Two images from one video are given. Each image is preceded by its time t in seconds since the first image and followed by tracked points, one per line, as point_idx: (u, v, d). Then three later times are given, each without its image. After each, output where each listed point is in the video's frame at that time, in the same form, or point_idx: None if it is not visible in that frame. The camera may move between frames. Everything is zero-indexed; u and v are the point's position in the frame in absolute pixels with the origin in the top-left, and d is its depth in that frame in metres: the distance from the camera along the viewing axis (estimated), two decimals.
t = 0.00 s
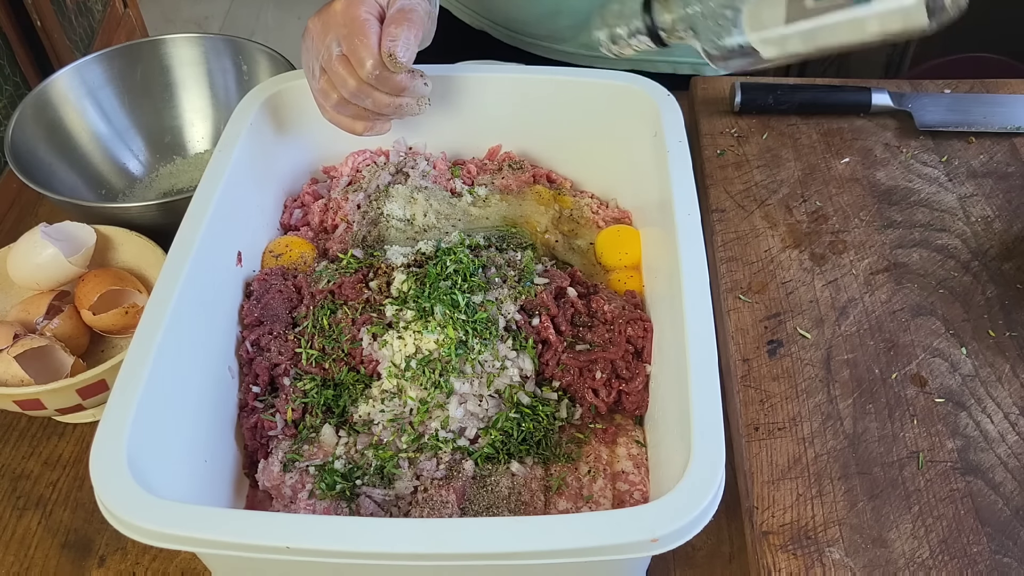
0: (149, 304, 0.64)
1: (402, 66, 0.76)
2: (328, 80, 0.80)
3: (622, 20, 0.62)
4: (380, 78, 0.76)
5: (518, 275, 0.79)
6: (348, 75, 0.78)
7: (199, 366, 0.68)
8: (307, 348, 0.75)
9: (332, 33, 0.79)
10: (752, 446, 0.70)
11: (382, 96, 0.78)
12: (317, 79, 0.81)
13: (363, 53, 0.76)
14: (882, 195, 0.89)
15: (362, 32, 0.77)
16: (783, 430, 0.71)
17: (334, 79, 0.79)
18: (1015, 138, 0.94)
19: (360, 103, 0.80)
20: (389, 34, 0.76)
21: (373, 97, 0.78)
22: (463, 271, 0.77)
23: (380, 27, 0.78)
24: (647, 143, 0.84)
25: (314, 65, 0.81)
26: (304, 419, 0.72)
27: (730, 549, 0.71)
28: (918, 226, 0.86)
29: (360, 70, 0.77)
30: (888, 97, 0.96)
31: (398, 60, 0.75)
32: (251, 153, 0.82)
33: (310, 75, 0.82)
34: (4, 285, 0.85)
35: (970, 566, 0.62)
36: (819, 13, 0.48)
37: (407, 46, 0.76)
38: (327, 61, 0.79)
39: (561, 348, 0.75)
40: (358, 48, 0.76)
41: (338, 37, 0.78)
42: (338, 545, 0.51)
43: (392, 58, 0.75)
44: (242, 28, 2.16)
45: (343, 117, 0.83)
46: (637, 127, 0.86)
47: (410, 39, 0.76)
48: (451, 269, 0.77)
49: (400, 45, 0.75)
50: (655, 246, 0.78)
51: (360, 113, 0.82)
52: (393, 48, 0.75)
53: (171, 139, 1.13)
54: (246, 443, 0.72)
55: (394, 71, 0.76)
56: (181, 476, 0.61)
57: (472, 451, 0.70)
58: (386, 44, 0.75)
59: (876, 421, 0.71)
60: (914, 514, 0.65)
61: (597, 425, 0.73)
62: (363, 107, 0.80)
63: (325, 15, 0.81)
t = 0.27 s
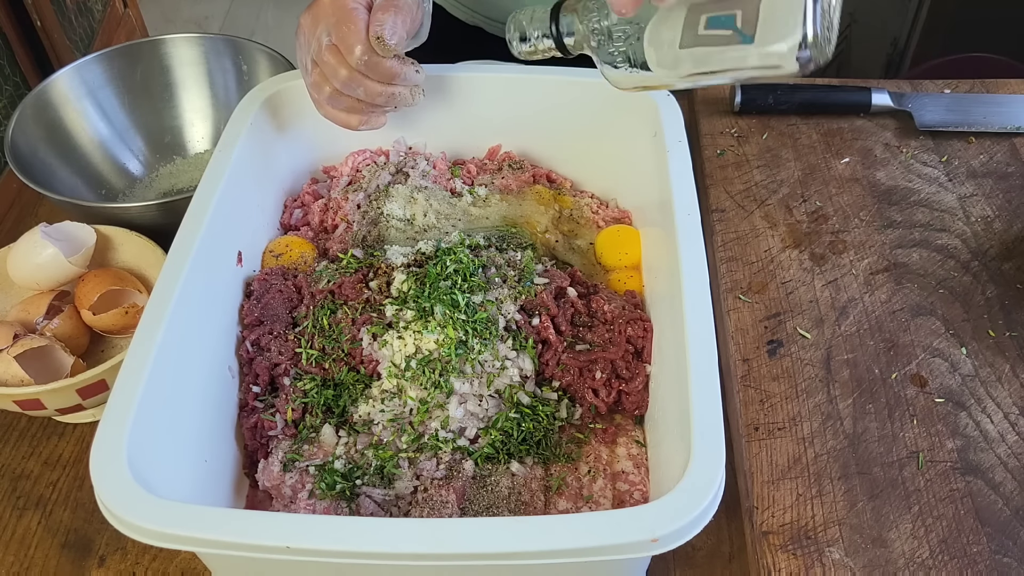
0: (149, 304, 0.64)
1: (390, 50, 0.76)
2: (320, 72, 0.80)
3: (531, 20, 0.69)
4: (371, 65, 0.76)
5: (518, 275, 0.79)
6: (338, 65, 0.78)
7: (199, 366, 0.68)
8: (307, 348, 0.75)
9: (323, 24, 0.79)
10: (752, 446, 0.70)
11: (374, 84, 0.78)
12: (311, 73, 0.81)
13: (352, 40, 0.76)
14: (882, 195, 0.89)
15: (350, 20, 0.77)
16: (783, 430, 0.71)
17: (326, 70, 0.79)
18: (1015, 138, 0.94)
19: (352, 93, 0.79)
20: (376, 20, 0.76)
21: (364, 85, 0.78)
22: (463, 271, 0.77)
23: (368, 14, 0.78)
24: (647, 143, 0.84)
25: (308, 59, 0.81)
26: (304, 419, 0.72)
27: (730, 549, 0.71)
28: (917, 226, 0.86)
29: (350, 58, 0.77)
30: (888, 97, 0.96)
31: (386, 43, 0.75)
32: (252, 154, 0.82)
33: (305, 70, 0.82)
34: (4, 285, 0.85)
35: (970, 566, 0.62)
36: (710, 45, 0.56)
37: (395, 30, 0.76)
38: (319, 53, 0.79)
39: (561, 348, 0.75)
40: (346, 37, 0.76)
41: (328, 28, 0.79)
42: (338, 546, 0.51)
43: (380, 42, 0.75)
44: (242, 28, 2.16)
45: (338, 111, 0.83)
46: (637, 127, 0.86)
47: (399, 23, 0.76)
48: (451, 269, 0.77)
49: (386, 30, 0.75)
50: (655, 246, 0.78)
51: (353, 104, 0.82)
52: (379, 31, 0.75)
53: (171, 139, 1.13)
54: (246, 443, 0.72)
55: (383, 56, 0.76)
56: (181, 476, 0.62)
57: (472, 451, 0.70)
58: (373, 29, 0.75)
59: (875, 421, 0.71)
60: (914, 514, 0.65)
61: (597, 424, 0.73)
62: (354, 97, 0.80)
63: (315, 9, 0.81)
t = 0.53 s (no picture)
0: (149, 304, 0.64)
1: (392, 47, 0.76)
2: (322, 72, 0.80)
3: None
4: (372, 64, 0.76)
5: (518, 275, 0.79)
6: (339, 65, 0.78)
7: (199, 366, 0.68)
8: (307, 348, 0.75)
9: (322, 24, 0.79)
10: (752, 446, 0.70)
11: (377, 83, 0.78)
12: (313, 75, 0.81)
13: (352, 39, 0.76)
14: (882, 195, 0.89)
15: (349, 19, 0.76)
16: (783, 430, 0.71)
17: (328, 70, 0.79)
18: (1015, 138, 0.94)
19: (354, 93, 0.79)
20: (375, 19, 0.75)
21: (366, 84, 0.78)
22: (463, 271, 0.77)
23: (367, 13, 0.77)
24: (647, 143, 0.84)
25: (309, 60, 0.82)
26: (304, 419, 0.72)
27: (730, 549, 0.71)
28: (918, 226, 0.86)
29: (351, 58, 0.77)
30: (888, 97, 0.96)
31: (387, 41, 0.75)
32: (252, 154, 0.82)
33: (306, 72, 0.83)
34: (4, 285, 0.85)
35: (970, 566, 0.62)
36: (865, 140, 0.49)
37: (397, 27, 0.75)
38: (320, 54, 0.79)
39: (561, 348, 0.75)
40: (346, 37, 0.76)
41: (327, 28, 0.79)
42: (337, 546, 0.51)
43: (381, 40, 0.75)
44: (242, 28, 2.16)
45: (341, 111, 0.83)
46: (637, 127, 0.86)
47: (400, 19, 0.76)
48: (451, 269, 0.77)
49: (388, 27, 0.75)
50: (655, 246, 0.78)
51: (356, 103, 0.81)
52: (379, 30, 0.75)
53: (171, 139, 1.13)
54: (247, 443, 0.72)
55: (386, 53, 0.76)
56: (181, 475, 0.62)
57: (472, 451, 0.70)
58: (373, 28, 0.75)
59: (876, 421, 0.71)
60: (914, 514, 0.65)
61: (597, 424, 0.73)
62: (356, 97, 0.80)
63: (314, 9, 0.81)
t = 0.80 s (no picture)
0: (149, 304, 0.64)
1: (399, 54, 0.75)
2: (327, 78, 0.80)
3: None
4: (378, 70, 0.76)
5: (518, 275, 0.79)
6: (345, 71, 0.78)
7: (199, 366, 0.68)
8: (307, 348, 0.75)
9: (327, 30, 0.79)
10: (752, 446, 0.70)
11: (384, 89, 0.78)
12: (317, 80, 0.81)
13: (358, 46, 0.76)
14: (883, 195, 0.89)
15: (354, 25, 0.76)
16: (783, 430, 0.71)
17: (333, 76, 0.79)
18: (1015, 138, 0.94)
19: (360, 98, 0.79)
20: (381, 25, 0.75)
21: (373, 90, 0.78)
22: (463, 271, 0.77)
23: (372, 19, 0.77)
24: (646, 143, 0.84)
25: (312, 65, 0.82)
26: (304, 419, 0.72)
27: (730, 549, 0.71)
28: (918, 226, 0.86)
29: (357, 64, 0.77)
30: (888, 97, 0.96)
31: (393, 48, 0.75)
32: (252, 154, 0.82)
33: (310, 77, 0.83)
34: (4, 285, 0.85)
35: (971, 566, 0.62)
36: None
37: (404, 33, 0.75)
38: (324, 60, 0.79)
39: (561, 348, 0.75)
40: (353, 43, 0.76)
41: (332, 34, 0.79)
42: (337, 546, 0.51)
43: (387, 47, 0.75)
44: (242, 28, 2.16)
45: (346, 115, 0.83)
46: (637, 127, 0.86)
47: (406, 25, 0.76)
48: (451, 269, 0.77)
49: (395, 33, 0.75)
50: (655, 245, 0.78)
51: (362, 108, 0.82)
52: (386, 36, 0.75)
53: (171, 139, 1.13)
54: (246, 443, 0.72)
55: (392, 59, 0.76)
56: (181, 475, 0.62)
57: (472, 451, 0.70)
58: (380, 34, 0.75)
59: (876, 421, 0.71)
60: (914, 514, 0.65)
61: (597, 425, 0.73)
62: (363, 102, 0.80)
63: (318, 14, 0.81)
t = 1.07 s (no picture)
0: (149, 304, 0.64)
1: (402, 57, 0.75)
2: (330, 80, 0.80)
3: None
4: (380, 74, 0.76)
5: (518, 275, 0.79)
6: (348, 75, 0.78)
7: (199, 366, 0.68)
8: (307, 348, 0.75)
9: (330, 33, 0.79)
10: (752, 446, 0.70)
11: (386, 93, 0.78)
12: (319, 82, 0.81)
13: (360, 49, 0.76)
14: (883, 195, 0.89)
15: (357, 29, 0.76)
16: (783, 430, 0.71)
17: (335, 79, 0.79)
18: (1014, 138, 0.94)
19: (362, 101, 0.80)
20: (384, 29, 0.75)
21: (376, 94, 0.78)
22: (463, 271, 0.77)
23: (375, 22, 0.77)
24: (646, 143, 0.84)
25: (315, 67, 0.82)
26: (304, 419, 0.72)
27: (730, 549, 0.71)
28: (918, 225, 0.86)
29: (359, 68, 0.77)
30: (888, 97, 0.96)
31: (397, 51, 0.75)
32: (252, 153, 0.82)
33: (312, 79, 0.83)
34: (4, 285, 0.85)
35: (970, 566, 0.62)
36: None
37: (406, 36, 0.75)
38: (327, 63, 0.79)
39: (561, 348, 0.75)
40: (355, 47, 0.76)
41: (334, 37, 0.78)
42: (336, 546, 0.51)
43: (390, 51, 0.75)
44: (242, 28, 2.16)
45: (348, 117, 0.83)
46: (637, 127, 0.86)
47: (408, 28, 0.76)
48: (451, 269, 0.77)
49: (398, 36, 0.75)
50: (655, 246, 0.78)
51: (364, 111, 0.82)
52: (390, 40, 0.75)
53: (171, 139, 1.13)
54: (246, 443, 0.72)
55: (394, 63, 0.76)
56: (181, 475, 0.61)
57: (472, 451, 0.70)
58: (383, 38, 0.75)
59: (876, 421, 0.71)
60: (914, 514, 0.65)
61: (597, 425, 0.73)
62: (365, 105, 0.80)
63: (321, 17, 0.81)
